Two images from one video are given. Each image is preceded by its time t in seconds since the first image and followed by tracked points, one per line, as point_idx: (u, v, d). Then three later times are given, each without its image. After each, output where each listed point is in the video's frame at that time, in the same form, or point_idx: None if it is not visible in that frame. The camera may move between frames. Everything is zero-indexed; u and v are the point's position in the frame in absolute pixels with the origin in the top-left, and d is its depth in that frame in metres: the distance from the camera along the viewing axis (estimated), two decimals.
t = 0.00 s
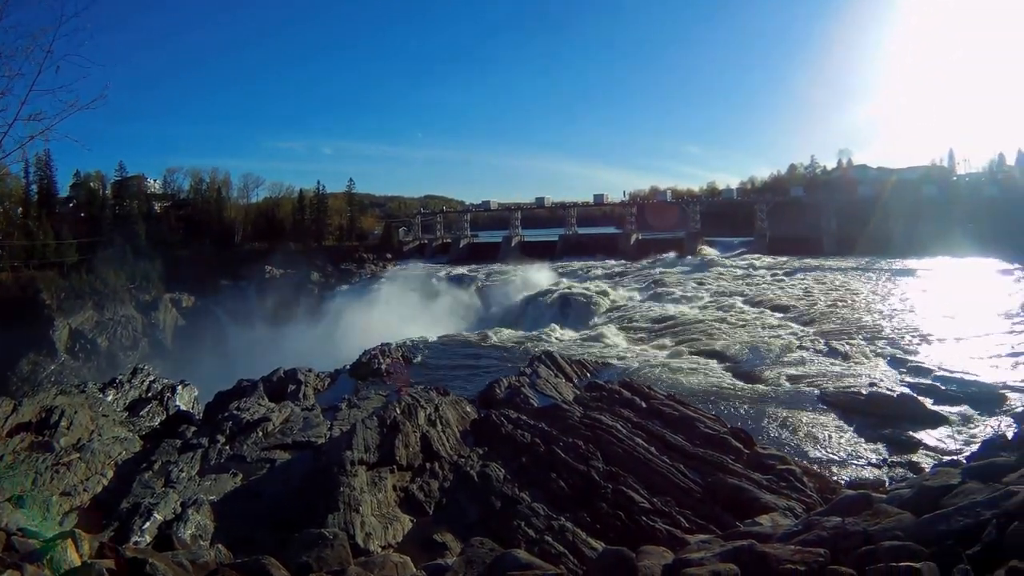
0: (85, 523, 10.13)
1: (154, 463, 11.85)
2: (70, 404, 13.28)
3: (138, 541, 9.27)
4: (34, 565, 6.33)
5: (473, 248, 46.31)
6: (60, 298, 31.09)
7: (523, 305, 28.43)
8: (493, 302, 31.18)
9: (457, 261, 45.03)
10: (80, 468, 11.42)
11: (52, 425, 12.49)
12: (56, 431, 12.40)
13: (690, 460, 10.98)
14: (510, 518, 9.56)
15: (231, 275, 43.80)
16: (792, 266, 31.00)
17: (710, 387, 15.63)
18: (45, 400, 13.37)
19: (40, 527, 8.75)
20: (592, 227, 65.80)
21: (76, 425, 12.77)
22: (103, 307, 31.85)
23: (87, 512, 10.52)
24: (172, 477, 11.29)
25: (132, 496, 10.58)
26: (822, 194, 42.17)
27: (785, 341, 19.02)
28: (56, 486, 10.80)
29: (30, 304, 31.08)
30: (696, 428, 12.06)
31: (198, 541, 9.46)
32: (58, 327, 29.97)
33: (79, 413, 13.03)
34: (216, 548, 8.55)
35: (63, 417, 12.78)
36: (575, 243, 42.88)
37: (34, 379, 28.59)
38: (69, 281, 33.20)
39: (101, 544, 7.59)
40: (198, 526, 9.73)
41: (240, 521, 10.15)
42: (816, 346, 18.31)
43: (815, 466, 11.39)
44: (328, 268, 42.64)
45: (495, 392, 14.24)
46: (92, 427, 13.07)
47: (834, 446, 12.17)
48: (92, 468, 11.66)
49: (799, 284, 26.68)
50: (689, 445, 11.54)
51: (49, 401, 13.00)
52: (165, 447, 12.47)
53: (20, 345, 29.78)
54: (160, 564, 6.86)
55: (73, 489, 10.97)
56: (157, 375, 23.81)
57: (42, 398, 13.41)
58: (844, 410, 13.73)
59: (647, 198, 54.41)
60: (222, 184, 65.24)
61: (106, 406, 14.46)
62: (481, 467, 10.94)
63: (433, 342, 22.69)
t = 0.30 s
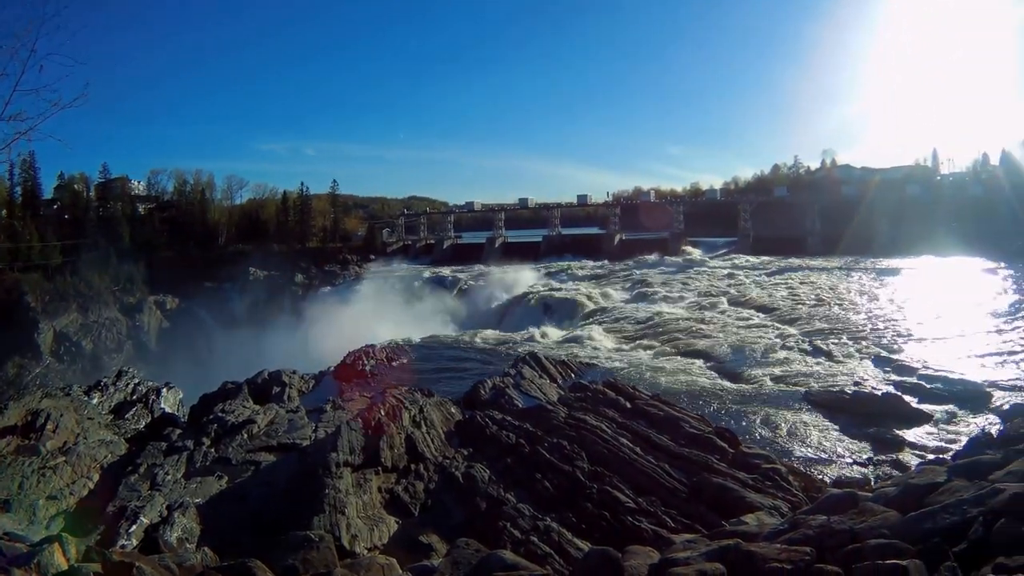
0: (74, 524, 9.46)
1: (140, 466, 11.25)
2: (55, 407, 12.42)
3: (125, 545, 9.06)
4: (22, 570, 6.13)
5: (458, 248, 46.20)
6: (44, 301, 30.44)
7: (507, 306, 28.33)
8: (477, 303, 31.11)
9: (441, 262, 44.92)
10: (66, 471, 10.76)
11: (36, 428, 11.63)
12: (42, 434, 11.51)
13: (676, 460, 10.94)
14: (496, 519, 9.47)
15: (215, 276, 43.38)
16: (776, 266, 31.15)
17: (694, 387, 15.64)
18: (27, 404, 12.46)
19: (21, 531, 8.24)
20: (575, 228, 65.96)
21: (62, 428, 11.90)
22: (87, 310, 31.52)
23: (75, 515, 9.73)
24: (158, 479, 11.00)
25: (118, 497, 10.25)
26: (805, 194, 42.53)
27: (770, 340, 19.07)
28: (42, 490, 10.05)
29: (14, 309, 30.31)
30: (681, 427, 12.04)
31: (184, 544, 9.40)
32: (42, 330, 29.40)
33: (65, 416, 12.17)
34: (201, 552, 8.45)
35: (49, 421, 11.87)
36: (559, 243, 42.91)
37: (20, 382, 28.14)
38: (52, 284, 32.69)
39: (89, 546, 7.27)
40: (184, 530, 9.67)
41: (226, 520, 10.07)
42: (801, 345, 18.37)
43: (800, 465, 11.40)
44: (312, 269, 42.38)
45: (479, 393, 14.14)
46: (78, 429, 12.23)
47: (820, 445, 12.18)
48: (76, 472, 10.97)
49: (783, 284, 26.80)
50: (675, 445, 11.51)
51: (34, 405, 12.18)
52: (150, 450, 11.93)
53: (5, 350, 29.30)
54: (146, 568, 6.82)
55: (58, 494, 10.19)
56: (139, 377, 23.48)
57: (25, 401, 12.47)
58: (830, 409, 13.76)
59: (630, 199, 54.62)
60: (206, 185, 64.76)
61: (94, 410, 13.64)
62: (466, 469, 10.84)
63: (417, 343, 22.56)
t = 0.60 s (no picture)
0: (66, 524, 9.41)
1: (129, 467, 11.04)
2: (45, 408, 11.66)
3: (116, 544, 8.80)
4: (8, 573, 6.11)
5: (447, 248, 46.12)
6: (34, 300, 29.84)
7: (496, 306, 28.29)
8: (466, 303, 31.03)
9: (430, 262, 44.83)
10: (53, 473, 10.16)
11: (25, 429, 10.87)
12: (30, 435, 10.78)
13: (665, 459, 10.93)
14: (485, 519, 9.42)
15: (204, 276, 43.09)
16: (764, 266, 31.25)
17: (683, 386, 15.65)
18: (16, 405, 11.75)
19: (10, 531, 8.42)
20: (564, 228, 66.09)
21: (52, 429, 11.14)
22: (76, 310, 31.18)
23: (66, 516, 9.57)
24: (148, 480, 10.65)
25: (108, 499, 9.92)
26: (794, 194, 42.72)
27: (760, 340, 19.10)
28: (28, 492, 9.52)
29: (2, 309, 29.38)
30: (670, 427, 12.03)
31: (174, 544, 9.19)
32: (32, 330, 28.75)
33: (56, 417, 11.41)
34: (192, 552, 8.34)
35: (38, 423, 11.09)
36: (548, 243, 42.89)
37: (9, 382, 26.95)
38: (40, 284, 32.30)
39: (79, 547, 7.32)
40: (175, 530, 9.41)
41: (219, 519, 9.88)
42: (790, 345, 18.42)
43: (790, 463, 11.41)
44: (301, 269, 42.17)
45: (468, 393, 14.08)
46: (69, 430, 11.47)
47: (809, 444, 12.20)
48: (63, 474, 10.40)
49: (773, 284, 26.89)
50: (663, 444, 11.50)
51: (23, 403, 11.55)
52: (140, 451, 11.68)
53: None
54: (137, 568, 6.72)
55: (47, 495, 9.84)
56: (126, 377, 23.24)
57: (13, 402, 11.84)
58: (820, 408, 13.78)
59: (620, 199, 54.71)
60: (195, 185, 64.35)
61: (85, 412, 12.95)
62: (456, 469, 10.79)
63: (406, 343, 22.48)
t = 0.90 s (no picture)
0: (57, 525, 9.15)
1: (120, 467, 10.68)
2: (33, 408, 11.35)
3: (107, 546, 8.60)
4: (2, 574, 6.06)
5: (438, 247, 45.98)
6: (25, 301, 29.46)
7: (486, 305, 28.23)
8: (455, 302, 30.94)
9: (419, 261, 44.72)
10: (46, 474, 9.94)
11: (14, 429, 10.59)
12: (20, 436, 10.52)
13: (655, 458, 10.91)
14: (476, 518, 9.37)
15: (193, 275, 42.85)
16: (754, 265, 31.33)
17: (674, 385, 15.65)
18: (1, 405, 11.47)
19: None
20: (553, 227, 66.11)
21: (42, 430, 10.88)
22: (67, 310, 30.90)
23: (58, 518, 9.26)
24: (139, 481, 10.34)
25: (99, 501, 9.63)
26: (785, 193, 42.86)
27: (750, 338, 19.13)
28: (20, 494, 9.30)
29: None
30: (660, 425, 12.01)
31: (166, 544, 8.99)
32: (23, 331, 28.47)
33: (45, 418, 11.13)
34: (184, 553, 8.17)
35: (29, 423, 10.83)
36: (539, 242, 42.85)
37: None
38: (31, 284, 31.97)
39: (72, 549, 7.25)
40: (167, 531, 9.19)
41: (211, 522, 9.74)
42: (781, 343, 18.45)
43: (781, 462, 11.41)
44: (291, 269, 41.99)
45: (459, 392, 14.02)
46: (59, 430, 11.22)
47: (801, 442, 12.20)
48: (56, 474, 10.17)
49: (763, 282, 26.96)
50: (654, 443, 11.48)
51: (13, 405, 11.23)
52: (131, 451, 11.30)
53: None
54: (128, 569, 6.65)
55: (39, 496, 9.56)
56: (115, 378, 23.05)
57: None
58: (811, 407, 13.80)
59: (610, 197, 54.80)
60: (185, 184, 64.04)
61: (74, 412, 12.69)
62: (447, 468, 10.73)
63: (396, 342, 22.40)
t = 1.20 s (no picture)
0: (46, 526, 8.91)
1: (109, 468, 10.44)
2: (20, 407, 10.99)
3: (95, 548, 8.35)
4: None
5: (424, 246, 45.79)
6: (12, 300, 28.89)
7: (473, 304, 28.10)
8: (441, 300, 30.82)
9: (405, 261, 44.54)
10: (36, 474, 9.77)
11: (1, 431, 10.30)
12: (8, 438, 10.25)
13: (643, 456, 10.87)
14: (464, 518, 9.30)
15: (179, 275, 42.52)
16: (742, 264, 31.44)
17: (661, 384, 15.64)
18: None
19: None
20: (539, 226, 66.12)
21: (30, 430, 10.55)
22: (55, 310, 30.57)
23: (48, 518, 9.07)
24: (127, 481, 10.11)
25: (88, 502, 9.37)
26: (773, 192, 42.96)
27: (738, 337, 19.15)
28: (9, 493, 9.14)
29: None
30: (648, 424, 11.97)
31: (155, 545, 8.78)
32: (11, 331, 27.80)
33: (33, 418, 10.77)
34: (173, 553, 8.02)
35: (16, 423, 10.51)
36: (525, 241, 42.73)
37: None
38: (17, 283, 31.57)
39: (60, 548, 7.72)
40: (156, 531, 8.99)
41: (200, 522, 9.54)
42: (768, 342, 18.48)
43: (769, 460, 11.41)
44: (278, 269, 41.72)
45: (446, 392, 13.93)
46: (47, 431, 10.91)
47: (788, 441, 12.21)
48: (45, 474, 9.96)
49: (751, 281, 27.05)
50: (642, 442, 11.44)
51: (1, 404, 10.89)
52: (119, 453, 11.05)
53: None
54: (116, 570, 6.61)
55: (30, 494, 9.36)
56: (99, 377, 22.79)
57: None
58: (799, 405, 13.82)
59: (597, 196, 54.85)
60: (171, 182, 63.53)
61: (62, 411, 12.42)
62: (434, 467, 10.64)
63: (383, 342, 22.28)
